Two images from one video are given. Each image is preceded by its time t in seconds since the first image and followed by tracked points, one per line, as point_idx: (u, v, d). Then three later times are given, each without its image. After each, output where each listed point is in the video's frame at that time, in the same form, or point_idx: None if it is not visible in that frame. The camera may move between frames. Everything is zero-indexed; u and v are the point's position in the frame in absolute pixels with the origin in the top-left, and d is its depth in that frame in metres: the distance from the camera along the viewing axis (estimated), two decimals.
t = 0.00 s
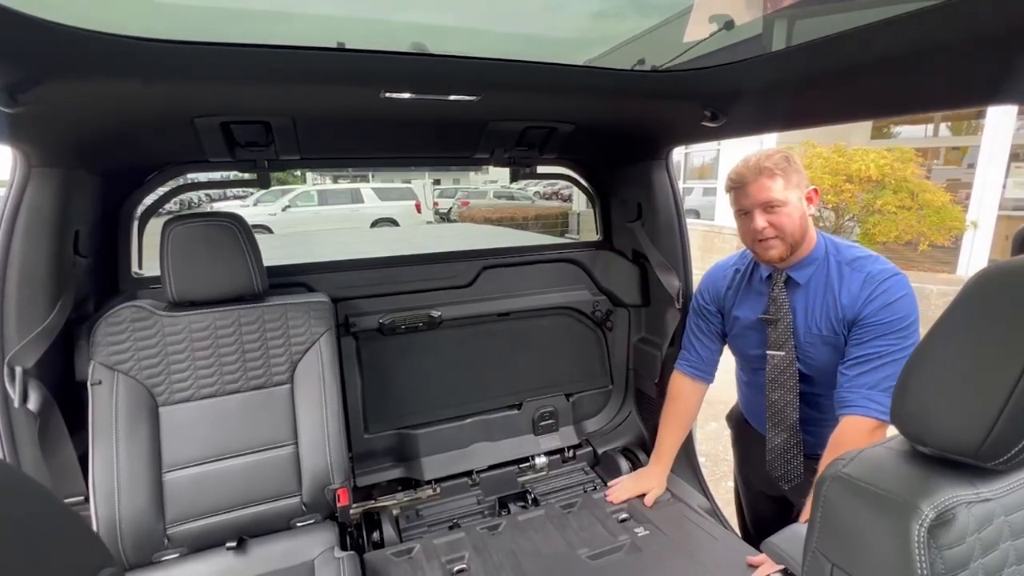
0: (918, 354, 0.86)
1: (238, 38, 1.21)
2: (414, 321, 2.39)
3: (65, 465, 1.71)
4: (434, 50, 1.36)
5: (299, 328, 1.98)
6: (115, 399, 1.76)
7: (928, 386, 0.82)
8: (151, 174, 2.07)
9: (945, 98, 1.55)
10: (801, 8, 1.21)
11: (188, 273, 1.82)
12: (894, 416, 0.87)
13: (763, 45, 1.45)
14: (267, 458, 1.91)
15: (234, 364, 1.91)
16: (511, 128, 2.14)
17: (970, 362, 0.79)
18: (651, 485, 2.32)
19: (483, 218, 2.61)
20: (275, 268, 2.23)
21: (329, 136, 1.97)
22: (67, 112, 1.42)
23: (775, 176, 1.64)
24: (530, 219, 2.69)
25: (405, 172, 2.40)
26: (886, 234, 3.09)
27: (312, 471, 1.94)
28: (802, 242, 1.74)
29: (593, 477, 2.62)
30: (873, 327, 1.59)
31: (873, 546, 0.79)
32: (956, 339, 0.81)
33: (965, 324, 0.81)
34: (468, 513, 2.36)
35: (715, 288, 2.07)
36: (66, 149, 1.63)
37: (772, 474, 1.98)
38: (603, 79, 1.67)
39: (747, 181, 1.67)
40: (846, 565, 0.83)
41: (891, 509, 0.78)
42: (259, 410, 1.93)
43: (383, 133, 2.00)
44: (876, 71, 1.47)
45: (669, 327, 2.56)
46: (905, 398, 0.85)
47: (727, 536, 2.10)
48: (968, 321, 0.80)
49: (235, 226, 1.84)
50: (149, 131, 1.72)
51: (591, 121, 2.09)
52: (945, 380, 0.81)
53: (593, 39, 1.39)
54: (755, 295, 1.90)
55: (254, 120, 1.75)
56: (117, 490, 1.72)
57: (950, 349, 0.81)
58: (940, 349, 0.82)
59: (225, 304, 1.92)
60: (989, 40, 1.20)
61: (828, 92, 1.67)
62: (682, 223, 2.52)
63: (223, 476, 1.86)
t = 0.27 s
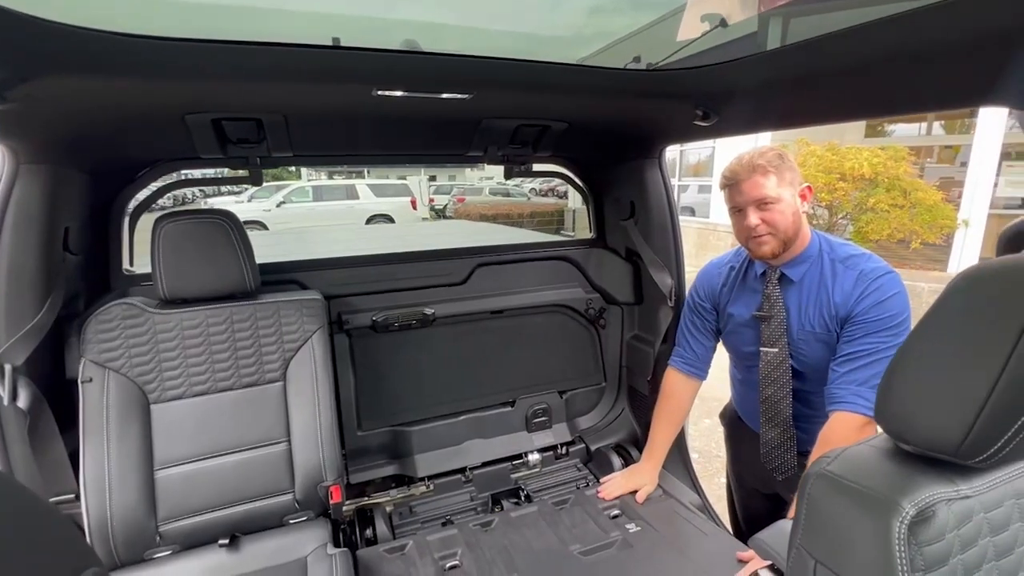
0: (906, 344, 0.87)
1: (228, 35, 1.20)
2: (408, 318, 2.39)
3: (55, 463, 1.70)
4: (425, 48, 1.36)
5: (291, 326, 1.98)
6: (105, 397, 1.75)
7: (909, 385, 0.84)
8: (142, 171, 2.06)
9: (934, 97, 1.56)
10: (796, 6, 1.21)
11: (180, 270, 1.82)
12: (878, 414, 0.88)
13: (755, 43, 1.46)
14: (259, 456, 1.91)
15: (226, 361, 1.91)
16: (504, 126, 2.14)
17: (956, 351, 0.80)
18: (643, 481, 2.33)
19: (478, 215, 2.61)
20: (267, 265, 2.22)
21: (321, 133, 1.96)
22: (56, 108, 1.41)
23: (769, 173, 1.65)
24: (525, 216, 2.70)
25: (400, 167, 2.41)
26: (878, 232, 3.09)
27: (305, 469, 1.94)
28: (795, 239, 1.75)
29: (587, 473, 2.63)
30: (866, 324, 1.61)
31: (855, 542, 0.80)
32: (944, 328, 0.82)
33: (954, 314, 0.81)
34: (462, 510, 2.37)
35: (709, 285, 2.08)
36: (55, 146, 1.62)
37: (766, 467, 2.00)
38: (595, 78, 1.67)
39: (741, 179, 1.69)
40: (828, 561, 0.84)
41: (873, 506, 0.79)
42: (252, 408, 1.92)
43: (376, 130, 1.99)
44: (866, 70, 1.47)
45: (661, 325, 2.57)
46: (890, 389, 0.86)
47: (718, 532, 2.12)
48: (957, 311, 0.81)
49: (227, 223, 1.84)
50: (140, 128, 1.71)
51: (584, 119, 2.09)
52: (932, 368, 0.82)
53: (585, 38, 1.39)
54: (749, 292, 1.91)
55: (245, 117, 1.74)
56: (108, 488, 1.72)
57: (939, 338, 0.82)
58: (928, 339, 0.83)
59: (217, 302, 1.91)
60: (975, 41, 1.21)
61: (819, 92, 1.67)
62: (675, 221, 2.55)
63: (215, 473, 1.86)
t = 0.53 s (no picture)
0: (906, 329, 0.87)
1: (226, 25, 1.19)
2: (405, 311, 2.39)
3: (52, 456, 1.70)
4: (424, 38, 1.35)
5: (288, 319, 1.97)
6: (102, 390, 1.75)
7: (906, 377, 0.84)
8: (138, 163, 2.04)
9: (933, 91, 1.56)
10: None
11: (177, 262, 1.81)
12: (875, 406, 0.89)
13: (754, 36, 1.46)
14: (257, 449, 1.91)
15: (223, 354, 1.91)
16: (502, 119, 2.14)
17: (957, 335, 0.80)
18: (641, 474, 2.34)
19: (475, 209, 2.63)
20: (265, 258, 2.22)
21: (317, 125, 1.95)
22: (51, 98, 1.40)
23: (766, 166, 1.65)
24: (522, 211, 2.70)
25: (398, 162, 2.40)
26: (875, 227, 3.08)
27: (303, 461, 1.94)
28: (792, 232, 1.75)
29: (583, 467, 2.65)
30: (863, 317, 1.61)
31: (850, 531, 0.81)
32: (944, 313, 0.82)
33: (955, 298, 0.81)
34: (459, 502, 2.38)
35: (708, 279, 2.08)
36: (50, 137, 1.61)
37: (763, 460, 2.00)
38: (594, 71, 1.67)
39: (738, 172, 1.69)
40: (823, 549, 0.84)
41: (868, 495, 0.80)
42: (249, 401, 1.92)
43: (373, 122, 1.99)
44: (866, 64, 1.47)
45: (659, 318, 2.58)
46: (889, 373, 0.87)
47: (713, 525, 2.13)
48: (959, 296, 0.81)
49: (225, 216, 1.83)
50: (136, 118, 1.70)
51: (583, 112, 2.09)
52: (932, 352, 0.82)
53: (585, 30, 1.39)
54: (748, 285, 1.92)
55: (242, 108, 1.73)
56: (106, 480, 1.72)
57: (940, 323, 0.82)
58: (928, 323, 0.84)
59: (215, 294, 1.91)
60: (974, 34, 1.21)
61: (818, 85, 1.67)
62: (673, 215, 2.55)
63: (213, 466, 1.86)
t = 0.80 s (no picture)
0: (908, 322, 0.87)
1: (225, 15, 1.18)
2: (405, 305, 2.38)
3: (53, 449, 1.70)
4: (425, 29, 1.34)
5: (288, 312, 1.97)
6: (102, 382, 1.75)
7: (907, 369, 0.85)
8: (137, 155, 2.04)
9: (935, 85, 1.56)
10: None
11: (176, 255, 1.80)
12: (876, 398, 0.89)
13: (757, 28, 1.45)
14: (258, 442, 1.92)
15: (223, 347, 1.90)
16: (502, 111, 2.13)
17: (960, 325, 0.80)
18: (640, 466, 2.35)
19: (473, 203, 2.59)
20: (264, 251, 2.21)
21: (315, 116, 1.94)
22: (49, 88, 1.38)
23: (755, 163, 1.67)
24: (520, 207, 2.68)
25: (395, 155, 2.40)
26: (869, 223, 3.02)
27: (303, 454, 1.94)
28: (782, 231, 1.76)
29: (582, 459, 2.66)
30: (866, 310, 1.62)
31: (850, 522, 0.81)
32: (947, 303, 0.82)
33: (957, 287, 0.82)
34: (459, 495, 2.39)
35: (706, 272, 2.09)
36: (48, 128, 1.60)
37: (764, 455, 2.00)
38: (595, 63, 1.66)
39: (732, 165, 1.72)
40: (824, 540, 0.85)
41: (869, 486, 0.80)
42: (249, 394, 1.92)
43: (372, 114, 1.97)
44: (870, 57, 1.47)
45: (659, 312, 2.58)
46: (891, 364, 0.87)
47: (712, 517, 2.15)
48: (961, 285, 0.81)
49: (224, 209, 1.82)
50: (134, 110, 1.68)
51: (583, 104, 2.08)
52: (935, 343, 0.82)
53: (587, 20, 1.38)
54: (748, 278, 1.92)
55: (241, 100, 1.72)
56: (107, 473, 1.72)
57: (942, 316, 0.82)
58: (930, 312, 0.84)
59: (214, 287, 1.90)
60: (978, 28, 1.21)
61: (820, 78, 1.67)
62: (672, 209, 2.54)
63: (214, 459, 1.86)
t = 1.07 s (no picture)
0: (918, 301, 0.86)
1: None
2: (407, 294, 2.37)
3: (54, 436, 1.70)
4: (427, 9, 1.32)
5: (289, 300, 1.96)
6: (103, 369, 1.74)
7: (916, 349, 0.84)
8: (136, 141, 2.02)
9: (942, 68, 1.54)
10: None
11: (175, 242, 1.78)
12: (884, 378, 0.89)
13: (762, 10, 1.44)
14: (260, 430, 1.91)
15: (224, 335, 1.89)
16: (504, 97, 2.11)
17: (967, 312, 0.80)
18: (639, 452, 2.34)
19: (472, 196, 2.57)
20: (265, 239, 2.20)
21: (316, 102, 1.92)
22: (47, 68, 1.36)
23: (759, 152, 1.68)
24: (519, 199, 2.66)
25: (392, 150, 2.38)
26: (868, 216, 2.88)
27: (306, 442, 1.94)
28: (781, 223, 1.76)
29: (584, 448, 2.66)
30: (875, 300, 1.62)
31: (861, 501, 0.82)
32: (954, 288, 0.81)
33: (965, 275, 0.81)
34: (461, 483, 2.39)
35: (712, 260, 2.08)
36: (46, 110, 1.58)
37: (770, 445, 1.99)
38: (598, 46, 1.64)
39: (739, 153, 1.74)
40: (834, 518, 0.86)
41: (880, 465, 0.80)
42: (250, 382, 1.92)
43: (372, 98, 1.95)
44: (878, 40, 1.45)
45: (660, 301, 2.58)
46: (901, 343, 0.86)
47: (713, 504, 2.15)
48: (969, 272, 0.81)
49: (224, 195, 1.80)
50: (133, 93, 1.67)
51: (586, 90, 2.06)
52: (942, 329, 0.81)
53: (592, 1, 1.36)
54: (754, 265, 1.91)
55: (241, 84, 1.70)
56: (108, 460, 1.72)
57: (953, 295, 0.82)
58: (937, 299, 0.83)
59: (214, 275, 1.89)
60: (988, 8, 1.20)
61: (826, 62, 1.65)
62: (676, 200, 2.53)
63: (216, 446, 1.86)
